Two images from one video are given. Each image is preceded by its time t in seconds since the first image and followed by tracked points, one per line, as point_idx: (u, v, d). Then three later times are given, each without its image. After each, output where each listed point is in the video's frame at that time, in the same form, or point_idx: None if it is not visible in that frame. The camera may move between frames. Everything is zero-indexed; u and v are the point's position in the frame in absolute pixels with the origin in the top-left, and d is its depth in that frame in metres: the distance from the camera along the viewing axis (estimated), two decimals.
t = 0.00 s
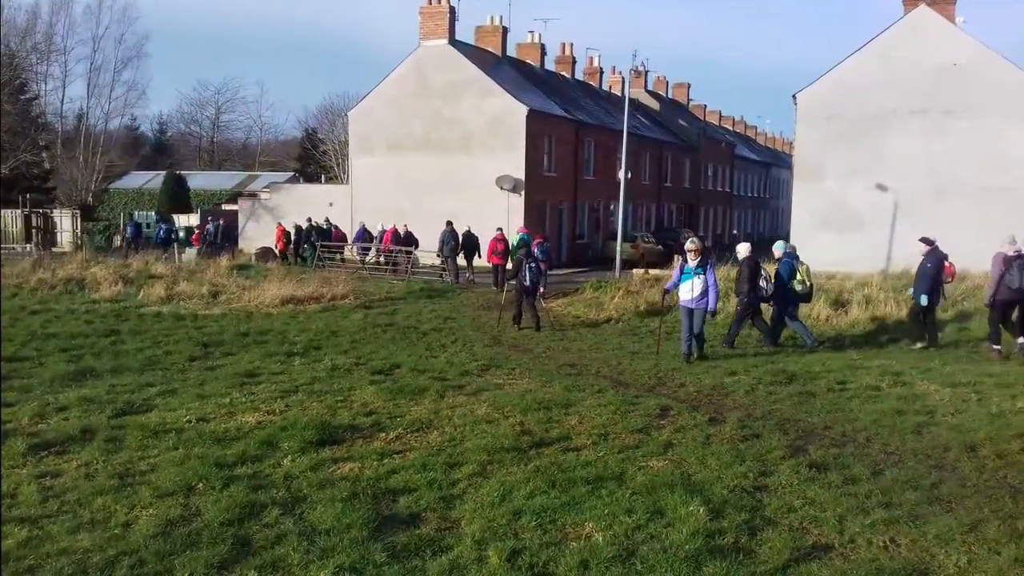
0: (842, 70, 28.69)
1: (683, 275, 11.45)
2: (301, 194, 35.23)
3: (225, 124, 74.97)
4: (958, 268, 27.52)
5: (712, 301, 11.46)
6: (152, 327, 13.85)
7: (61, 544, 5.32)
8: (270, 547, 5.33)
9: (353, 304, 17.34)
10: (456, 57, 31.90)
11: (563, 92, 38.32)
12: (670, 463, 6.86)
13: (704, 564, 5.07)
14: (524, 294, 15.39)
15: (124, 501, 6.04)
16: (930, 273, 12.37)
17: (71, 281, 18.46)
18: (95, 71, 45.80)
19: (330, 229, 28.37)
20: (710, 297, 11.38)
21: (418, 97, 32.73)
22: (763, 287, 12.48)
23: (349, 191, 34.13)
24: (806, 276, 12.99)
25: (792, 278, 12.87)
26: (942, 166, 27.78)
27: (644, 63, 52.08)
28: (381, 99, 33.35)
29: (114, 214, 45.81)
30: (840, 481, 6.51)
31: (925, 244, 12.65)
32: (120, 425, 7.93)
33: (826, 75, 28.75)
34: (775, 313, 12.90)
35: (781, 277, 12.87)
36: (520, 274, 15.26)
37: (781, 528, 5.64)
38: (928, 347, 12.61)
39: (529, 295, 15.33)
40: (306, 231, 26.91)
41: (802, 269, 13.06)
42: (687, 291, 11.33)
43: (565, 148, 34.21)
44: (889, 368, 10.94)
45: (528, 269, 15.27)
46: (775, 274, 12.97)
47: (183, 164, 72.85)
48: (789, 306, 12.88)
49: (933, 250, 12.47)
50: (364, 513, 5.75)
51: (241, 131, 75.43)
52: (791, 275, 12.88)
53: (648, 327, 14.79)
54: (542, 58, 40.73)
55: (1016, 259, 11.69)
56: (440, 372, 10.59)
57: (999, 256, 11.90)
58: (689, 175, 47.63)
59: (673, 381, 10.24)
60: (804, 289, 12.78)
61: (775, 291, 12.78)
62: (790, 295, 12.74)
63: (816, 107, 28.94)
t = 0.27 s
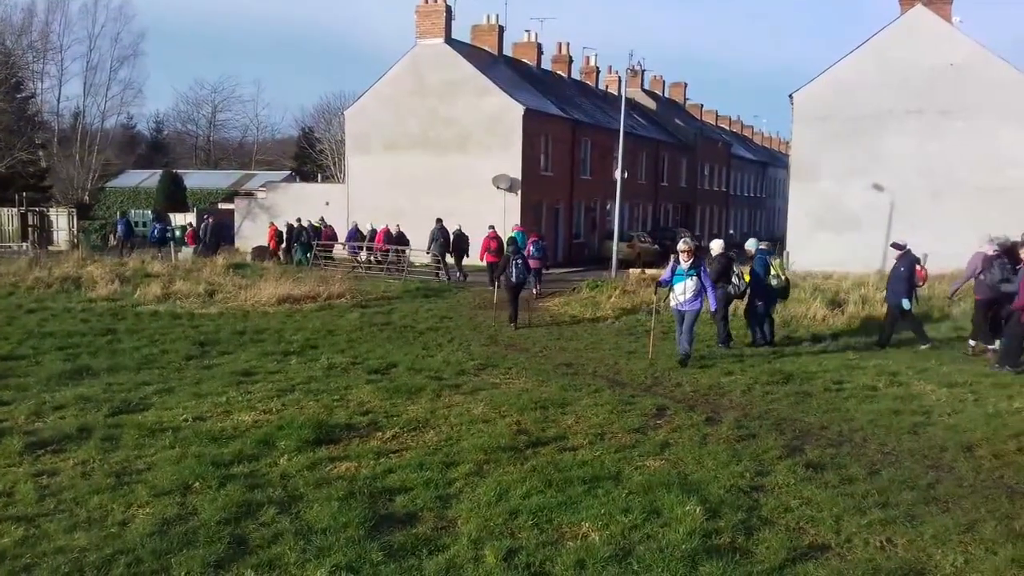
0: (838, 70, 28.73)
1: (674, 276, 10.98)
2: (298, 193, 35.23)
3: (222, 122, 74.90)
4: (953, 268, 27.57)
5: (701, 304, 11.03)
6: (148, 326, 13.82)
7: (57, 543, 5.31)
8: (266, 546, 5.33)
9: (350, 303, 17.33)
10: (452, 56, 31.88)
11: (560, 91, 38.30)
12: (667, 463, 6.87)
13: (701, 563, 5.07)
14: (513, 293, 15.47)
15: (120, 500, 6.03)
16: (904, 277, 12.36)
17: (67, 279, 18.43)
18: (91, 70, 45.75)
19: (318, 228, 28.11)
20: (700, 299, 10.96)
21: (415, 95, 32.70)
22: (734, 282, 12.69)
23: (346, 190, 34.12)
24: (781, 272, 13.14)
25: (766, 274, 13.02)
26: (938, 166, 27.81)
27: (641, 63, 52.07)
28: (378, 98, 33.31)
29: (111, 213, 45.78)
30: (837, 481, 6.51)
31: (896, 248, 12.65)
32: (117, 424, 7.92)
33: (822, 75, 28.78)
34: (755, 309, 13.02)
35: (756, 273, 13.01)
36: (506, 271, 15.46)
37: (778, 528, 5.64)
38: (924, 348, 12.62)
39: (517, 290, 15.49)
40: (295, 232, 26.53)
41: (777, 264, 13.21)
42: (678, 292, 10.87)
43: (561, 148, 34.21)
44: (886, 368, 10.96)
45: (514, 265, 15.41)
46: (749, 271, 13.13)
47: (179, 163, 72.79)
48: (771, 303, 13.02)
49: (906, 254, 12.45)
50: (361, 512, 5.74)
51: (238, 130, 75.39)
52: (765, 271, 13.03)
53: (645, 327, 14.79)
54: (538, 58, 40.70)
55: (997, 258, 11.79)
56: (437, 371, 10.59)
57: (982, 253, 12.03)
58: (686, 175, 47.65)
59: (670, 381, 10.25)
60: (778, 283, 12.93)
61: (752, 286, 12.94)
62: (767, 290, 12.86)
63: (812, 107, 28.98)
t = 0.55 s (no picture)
0: (835, 70, 28.75)
1: (670, 278, 10.97)
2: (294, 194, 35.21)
3: (218, 122, 74.87)
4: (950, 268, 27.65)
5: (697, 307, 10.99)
6: (144, 326, 13.81)
7: (51, 544, 5.29)
8: (261, 547, 5.31)
9: (346, 304, 17.33)
10: (449, 56, 31.88)
11: (556, 91, 38.31)
12: (662, 463, 6.87)
13: (696, 564, 5.07)
14: (505, 293, 15.58)
15: (115, 501, 6.02)
16: (873, 276, 12.34)
17: (63, 280, 18.39)
18: (87, 70, 45.68)
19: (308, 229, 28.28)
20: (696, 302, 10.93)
21: (411, 96, 32.68)
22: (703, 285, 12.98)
23: (343, 191, 34.10)
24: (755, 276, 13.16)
25: (740, 277, 13.08)
26: (935, 166, 27.86)
27: (637, 63, 52.10)
28: (374, 98, 33.28)
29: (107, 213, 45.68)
30: (833, 482, 6.51)
31: (870, 247, 12.68)
32: (112, 425, 7.90)
33: (819, 75, 28.80)
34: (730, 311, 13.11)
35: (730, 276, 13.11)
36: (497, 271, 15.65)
37: (773, 528, 5.64)
38: (921, 348, 12.62)
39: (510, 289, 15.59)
40: (283, 233, 26.74)
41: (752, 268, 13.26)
42: (674, 294, 10.84)
43: (559, 148, 34.22)
44: (882, 368, 10.97)
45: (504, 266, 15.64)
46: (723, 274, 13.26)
47: (176, 163, 72.71)
48: (748, 304, 13.06)
49: (879, 252, 12.46)
50: (356, 513, 5.74)
51: (234, 130, 75.33)
52: (739, 275, 13.09)
53: (641, 328, 14.83)
54: (535, 58, 40.71)
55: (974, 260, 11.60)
56: (433, 372, 10.58)
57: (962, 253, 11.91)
58: (683, 175, 47.67)
59: (665, 381, 10.25)
60: (751, 286, 12.96)
61: (724, 289, 13.03)
62: (739, 293, 12.94)
63: (810, 106, 28.99)
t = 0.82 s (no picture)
0: (830, 70, 28.81)
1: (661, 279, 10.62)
2: (289, 193, 35.18)
3: (212, 122, 74.76)
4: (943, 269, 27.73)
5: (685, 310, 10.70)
6: (138, 326, 13.76)
7: (44, 544, 5.28)
8: (255, 547, 5.30)
9: (340, 303, 17.30)
10: (444, 56, 31.86)
11: (552, 91, 38.33)
12: (657, 463, 6.87)
13: (690, 564, 5.07)
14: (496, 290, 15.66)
15: (109, 501, 6.00)
16: (844, 278, 12.41)
17: (56, 279, 18.32)
18: (81, 69, 45.55)
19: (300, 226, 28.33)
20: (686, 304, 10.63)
21: (406, 95, 32.66)
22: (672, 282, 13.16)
23: (337, 191, 34.07)
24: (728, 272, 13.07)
25: (712, 274, 13.08)
26: (930, 167, 27.91)
27: (632, 64, 52.15)
28: (369, 98, 33.26)
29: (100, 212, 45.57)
30: (827, 482, 6.52)
31: (843, 248, 12.71)
32: (106, 424, 7.88)
33: (814, 75, 28.86)
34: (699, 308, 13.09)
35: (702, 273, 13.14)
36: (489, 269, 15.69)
37: (768, 528, 5.64)
38: (915, 349, 12.65)
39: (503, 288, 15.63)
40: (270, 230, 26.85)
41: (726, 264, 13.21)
42: (666, 295, 10.50)
43: (554, 148, 34.22)
44: (876, 368, 11.00)
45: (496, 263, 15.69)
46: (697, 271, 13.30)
47: (170, 163, 72.56)
48: (715, 302, 12.99)
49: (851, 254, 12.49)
50: (350, 513, 5.73)
51: (229, 130, 75.22)
52: (711, 272, 13.09)
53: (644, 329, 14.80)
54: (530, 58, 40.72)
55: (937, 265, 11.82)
56: (429, 371, 10.58)
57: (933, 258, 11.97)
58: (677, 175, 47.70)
59: (661, 380, 10.26)
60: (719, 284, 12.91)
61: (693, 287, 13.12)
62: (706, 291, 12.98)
63: (804, 107, 29.06)
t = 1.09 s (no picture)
0: (823, 70, 28.89)
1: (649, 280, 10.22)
2: (281, 192, 35.14)
3: (205, 121, 74.65)
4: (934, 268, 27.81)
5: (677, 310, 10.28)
6: (129, 325, 13.70)
7: (34, 544, 5.26)
8: (247, 547, 5.29)
9: (332, 303, 17.27)
10: (437, 55, 31.83)
11: (545, 91, 38.34)
12: (649, 462, 6.88)
13: (682, 563, 5.08)
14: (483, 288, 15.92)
15: (100, 501, 5.98)
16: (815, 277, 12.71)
17: (47, 278, 18.26)
18: (72, 67, 45.41)
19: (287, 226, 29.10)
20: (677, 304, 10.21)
21: (399, 94, 32.63)
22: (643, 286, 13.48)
23: (330, 190, 34.03)
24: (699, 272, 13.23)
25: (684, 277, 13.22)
26: (921, 167, 27.98)
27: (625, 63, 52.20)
28: (362, 97, 33.21)
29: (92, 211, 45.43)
30: (818, 480, 6.54)
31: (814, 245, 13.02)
32: (97, 424, 7.86)
33: (807, 75, 28.94)
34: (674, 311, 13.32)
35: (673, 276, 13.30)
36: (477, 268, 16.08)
37: (759, 527, 5.66)
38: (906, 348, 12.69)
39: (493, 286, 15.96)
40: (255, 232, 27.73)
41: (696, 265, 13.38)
42: (655, 295, 10.08)
43: (546, 148, 34.23)
44: (867, 367, 11.04)
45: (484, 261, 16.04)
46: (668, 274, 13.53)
47: (162, 161, 72.40)
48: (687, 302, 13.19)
49: (821, 253, 12.88)
50: (342, 513, 5.72)
51: (221, 128, 75.11)
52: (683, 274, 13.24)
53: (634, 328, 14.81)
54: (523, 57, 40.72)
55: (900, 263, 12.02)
56: (421, 370, 10.59)
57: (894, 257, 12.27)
58: (670, 175, 47.76)
59: (653, 379, 10.28)
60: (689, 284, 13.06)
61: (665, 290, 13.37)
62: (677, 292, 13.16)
63: (797, 106, 29.13)
